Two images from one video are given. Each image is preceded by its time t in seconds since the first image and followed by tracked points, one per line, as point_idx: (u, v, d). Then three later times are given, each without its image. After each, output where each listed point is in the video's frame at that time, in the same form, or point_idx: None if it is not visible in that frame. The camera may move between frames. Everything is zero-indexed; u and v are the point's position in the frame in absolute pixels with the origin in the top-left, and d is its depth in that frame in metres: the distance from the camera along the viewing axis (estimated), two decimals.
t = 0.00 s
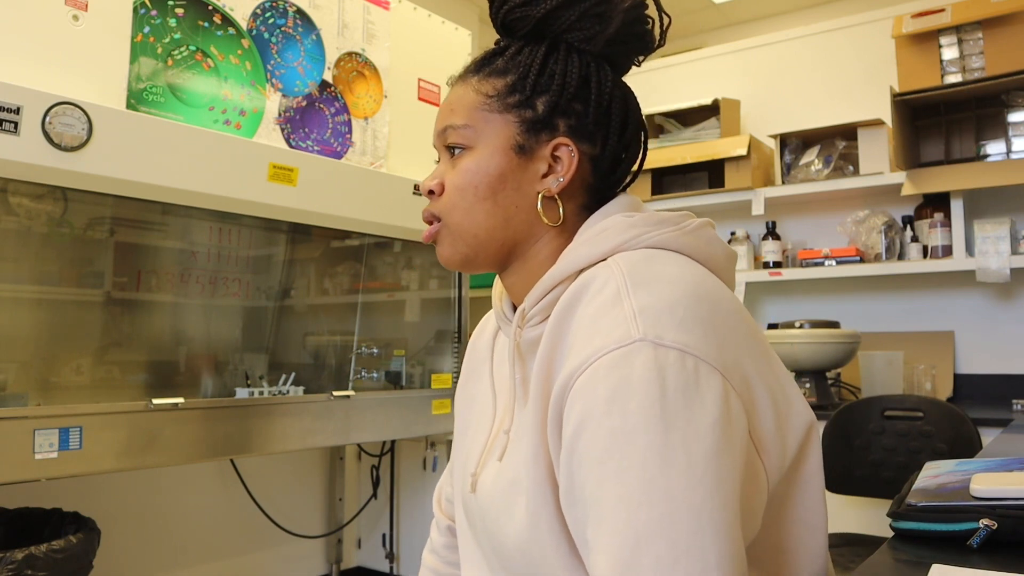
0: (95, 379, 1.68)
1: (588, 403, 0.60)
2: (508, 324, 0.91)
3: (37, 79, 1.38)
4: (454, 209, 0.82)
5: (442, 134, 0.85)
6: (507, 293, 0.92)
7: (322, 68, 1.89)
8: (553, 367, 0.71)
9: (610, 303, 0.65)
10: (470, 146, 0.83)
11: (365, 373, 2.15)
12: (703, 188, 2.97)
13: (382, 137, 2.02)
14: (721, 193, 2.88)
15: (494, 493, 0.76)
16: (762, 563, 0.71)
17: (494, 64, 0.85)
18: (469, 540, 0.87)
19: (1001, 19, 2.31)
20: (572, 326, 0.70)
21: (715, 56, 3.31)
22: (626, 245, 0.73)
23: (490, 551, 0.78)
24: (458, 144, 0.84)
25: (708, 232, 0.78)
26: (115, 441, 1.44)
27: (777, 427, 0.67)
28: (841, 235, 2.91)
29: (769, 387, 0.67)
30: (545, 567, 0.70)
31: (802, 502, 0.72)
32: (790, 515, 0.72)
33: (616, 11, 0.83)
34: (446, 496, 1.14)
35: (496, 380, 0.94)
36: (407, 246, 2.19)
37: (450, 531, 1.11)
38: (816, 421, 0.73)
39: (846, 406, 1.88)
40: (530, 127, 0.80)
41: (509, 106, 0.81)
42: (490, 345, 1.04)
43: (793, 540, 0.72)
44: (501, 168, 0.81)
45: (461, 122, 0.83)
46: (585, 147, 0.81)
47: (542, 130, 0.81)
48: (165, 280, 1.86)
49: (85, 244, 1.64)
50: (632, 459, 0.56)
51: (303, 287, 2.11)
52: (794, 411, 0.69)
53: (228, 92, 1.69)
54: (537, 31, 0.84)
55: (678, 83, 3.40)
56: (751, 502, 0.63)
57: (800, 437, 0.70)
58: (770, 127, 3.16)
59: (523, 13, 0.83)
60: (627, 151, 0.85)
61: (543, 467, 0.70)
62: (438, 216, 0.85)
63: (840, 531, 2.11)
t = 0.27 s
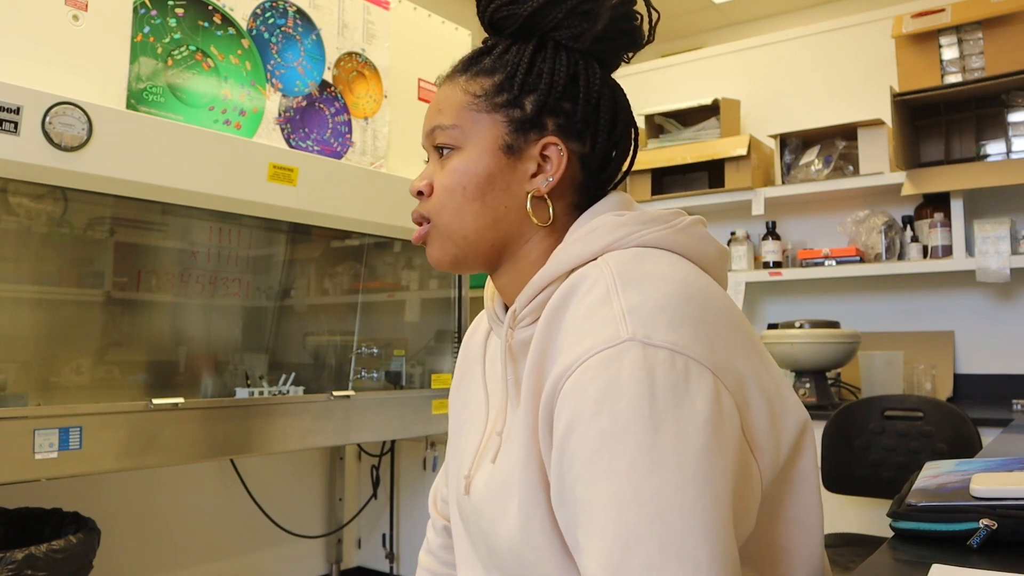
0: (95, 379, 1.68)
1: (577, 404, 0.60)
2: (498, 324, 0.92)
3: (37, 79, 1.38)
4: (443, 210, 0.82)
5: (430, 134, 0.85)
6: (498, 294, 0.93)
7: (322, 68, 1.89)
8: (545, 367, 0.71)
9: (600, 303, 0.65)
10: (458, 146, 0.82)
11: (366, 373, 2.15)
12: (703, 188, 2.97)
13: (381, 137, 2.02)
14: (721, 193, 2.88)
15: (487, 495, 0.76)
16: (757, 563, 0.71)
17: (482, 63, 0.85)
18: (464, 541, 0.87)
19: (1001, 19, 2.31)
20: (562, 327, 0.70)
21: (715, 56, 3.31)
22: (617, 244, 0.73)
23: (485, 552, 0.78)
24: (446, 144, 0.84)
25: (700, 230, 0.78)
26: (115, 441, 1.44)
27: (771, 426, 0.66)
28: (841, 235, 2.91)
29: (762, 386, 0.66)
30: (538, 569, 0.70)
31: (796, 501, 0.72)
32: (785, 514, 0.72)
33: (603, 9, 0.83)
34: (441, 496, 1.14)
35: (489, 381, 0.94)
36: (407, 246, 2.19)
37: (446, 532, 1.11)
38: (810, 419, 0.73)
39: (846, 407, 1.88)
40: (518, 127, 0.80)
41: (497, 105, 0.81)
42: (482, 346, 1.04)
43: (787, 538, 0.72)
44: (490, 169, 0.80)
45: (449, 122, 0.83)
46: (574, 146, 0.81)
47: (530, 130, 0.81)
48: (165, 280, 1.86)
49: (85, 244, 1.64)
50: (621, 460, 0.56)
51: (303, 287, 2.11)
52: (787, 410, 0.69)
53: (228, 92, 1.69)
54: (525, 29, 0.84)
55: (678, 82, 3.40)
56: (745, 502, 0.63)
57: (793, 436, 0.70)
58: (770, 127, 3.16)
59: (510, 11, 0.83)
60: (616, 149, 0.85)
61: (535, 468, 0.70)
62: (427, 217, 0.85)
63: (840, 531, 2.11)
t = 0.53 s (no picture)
0: (94, 379, 1.68)
1: (572, 401, 0.60)
2: (492, 320, 0.92)
3: (37, 79, 1.38)
4: (425, 200, 0.83)
5: (421, 123, 0.86)
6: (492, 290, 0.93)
7: (322, 68, 1.89)
8: (539, 364, 0.71)
9: (594, 300, 0.65)
10: (445, 138, 0.83)
11: (365, 373, 2.16)
12: (703, 188, 2.97)
13: (381, 137, 2.02)
14: (721, 194, 2.88)
15: (484, 493, 0.76)
16: (753, 561, 0.71)
17: (478, 57, 0.85)
18: (459, 539, 0.87)
19: (1001, 19, 2.31)
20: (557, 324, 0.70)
21: (715, 56, 3.31)
22: (612, 241, 0.73)
23: (481, 550, 0.78)
24: (435, 135, 0.85)
25: (695, 228, 0.78)
26: (115, 441, 1.44)
27: (767, 423, 0.66)
28: (841, 235, 2.91)
29: (758, 383, 0.66)
30: (535, 567, 0.69)
31: (792, 499, 0.72)
32: (781, 512, 0.72)
33: (605, 13, 0.81)
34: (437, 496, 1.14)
35: (482, 378, 0.94)
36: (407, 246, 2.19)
37: (443, 532, 1.11)
38: (806, 417, 0.73)
39: (846, 407, 1.88)
40: (506, 124, 0.81)
41: (488, 101, 0.82)
42: (475, 343, 1.04)
43: (783, 536, 0.72)
44: (474, 164, 0.81)
45: (439, 114, 0.84)
46: (562, 148, 0.81)
47: (518, 128, 0.81)
48: (165, 280, 1.86)
49: (85, 244, 1.64)
50: (616, 458, 0.56)
51: (303, 287, 2.11)
52: (783, 407, 0.69)
53: (228, 92, 1.69)
54: (525, 27, 0.83)
55: (678, 82, 3.40)
56: (741, 500, 0.63)
57: (789, 433, 0.70)
58: (770, 127, 3.16)
59: (511, 9, 0.83)
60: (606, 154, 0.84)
61: (531, 466, 0.70)
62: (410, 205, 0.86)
63: (840, 531, 2.11)
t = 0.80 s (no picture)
0: (95, 379, 1.68)
1: (567, 396, 0.60)
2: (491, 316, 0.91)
3: (37, 79, 1.38)
4: (422, 189, 0.83)
5: (425, 113, 0.86)
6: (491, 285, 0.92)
7: (322, 68, 1.89)
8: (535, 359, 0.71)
9: (592, 296, 0.65)
10: (447, 129, 0.84)
11: (365, 373, 2.16)
12: (703, 188, 2.97)
13: (381, 137, 2.02)
14: (721, 194, 2.88)
15: (479, 489, 0.76)
16: (748, 559, 0.71)
17: (486, 51, 0.85)
18: (455, 536, 0.87)
19: (1001, 19, 2.31)
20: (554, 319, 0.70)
21: (715, 56, 3.31)
22: (611, 236, 0.73)
23: (476, 547, 0.78)
24: (437, 125, 0.85)
25: (694, 225, 0.78)
26: (115, 441, 1.44)
27: (764, 420, 0.66)
28: (841, 235, 2.91)
29: (755, 380, 0.66)
30: (529, 563, 0.69)
31: (788, 497, 0.72)
32: (777, 509, 0.72)
33: (615, 15, 0.80)
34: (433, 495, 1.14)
35: (479, 375, 0.94)
36: (407, 246, 2.19)
37: (440, 531, 1.11)
38: (803, 415, 0.73)
39: (846, 407, 1.88)
40: (508, 118, 0.81)
41: (491, 94, 0.82)
42: (472, 340, 1.04)
43: (778, 534, 0.72)
44: (472, 155, 0.81)
45: (442, 104, 0.84)
46: (562, 146, 0.81)
47: (519, 123, 0.81)
48: (165, 280, 1.86)
49: (85, 244, 1.64)
50: (611, 453, 0.56)
51: (303, 287, 2.11)
52: (780, 404, 0.69)
53: (228, 92, 1.69)
54: (536, 24, 0.83)
55: (678, 83, 3.40)
56: (736, 497, 0.63)
57: (786, 431, 0.70)
58: (770, 127, 3.16)
59: (523, 5, 0.82)
60: (608, 153, 0.84)
61: (526, 462, 0.70)
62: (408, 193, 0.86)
63: (840, 531, 2.11)
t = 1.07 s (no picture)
0: (95, 379, 1.68)
1: (571, 394, 0.60)
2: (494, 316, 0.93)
3: (37, 79, 1.38)
4: (432, 185, 0.83)
5: (437, 110, 0.87)
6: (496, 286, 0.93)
7: (322, 68, 1.89)
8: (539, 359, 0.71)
9: (597, 295, 0.65)
10: (458, 126, 0.84)
11: (366, 373, 2.16)
12: (703, 188, 2.97)
13: (381, 137, 2.02)
14: (721, 194, 2.88)
15: (481, 488, 0.76)
16: (750, 560, 0.71)
17: (500, 51, 0.86)
18: (456, 536, 0.87)
19: (1001, 19, 2.31)
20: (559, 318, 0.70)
21: (715, 56, 3.31)
22: (617, 237, 0.73)
23: (478, 546, 0.78)
24: (449, 122, 0.85)
25: (700, 226, 0.78)
26: (115, 441, 1.44)
27: (767, 421, 0.66)
28: (841, 235, 2.91)
29: (758, 381, 0.67)
30: (531, 562, 0.69)
31: (790, 498, 0.72)
32: (779, 511, 0.72)
33: (629, 19, 0.80)
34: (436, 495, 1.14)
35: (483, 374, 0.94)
36: (406, 246, 2.19)
37: (441, 531, 1.11)
38: (806, 416, 0.73)
39: (846, 407, 1.88)
40: (519, 117, 0.81)
41: (503, 93, 0.82)
42: (478, 339, 1.04)
43: (780, 535, 0.72)
44: (484, 153, 0.82)
45: (454, 101, 0.85)
46: (572, 147, 0.82)
47: (530, 122, 0.81)
48: (165, 280, 1.86)
49: (86, 244, 1.64)
50: (614, 451, 0.56)
51: (303, 287, 2.11)
52: (783, 405, 0.69)
53: (228, 92, 1.69)
54: (550, 26, 0.83)
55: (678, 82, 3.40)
56: (739, 497, 0.63)
57: (789, 432, 0.70)
58: (770, 127, 3.16)
59: (539, 7, 0.83)
60: (618, 156, 0.84)
61: (529, 461, 0.70)
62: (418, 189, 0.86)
63: (840, 531, 2.11)
